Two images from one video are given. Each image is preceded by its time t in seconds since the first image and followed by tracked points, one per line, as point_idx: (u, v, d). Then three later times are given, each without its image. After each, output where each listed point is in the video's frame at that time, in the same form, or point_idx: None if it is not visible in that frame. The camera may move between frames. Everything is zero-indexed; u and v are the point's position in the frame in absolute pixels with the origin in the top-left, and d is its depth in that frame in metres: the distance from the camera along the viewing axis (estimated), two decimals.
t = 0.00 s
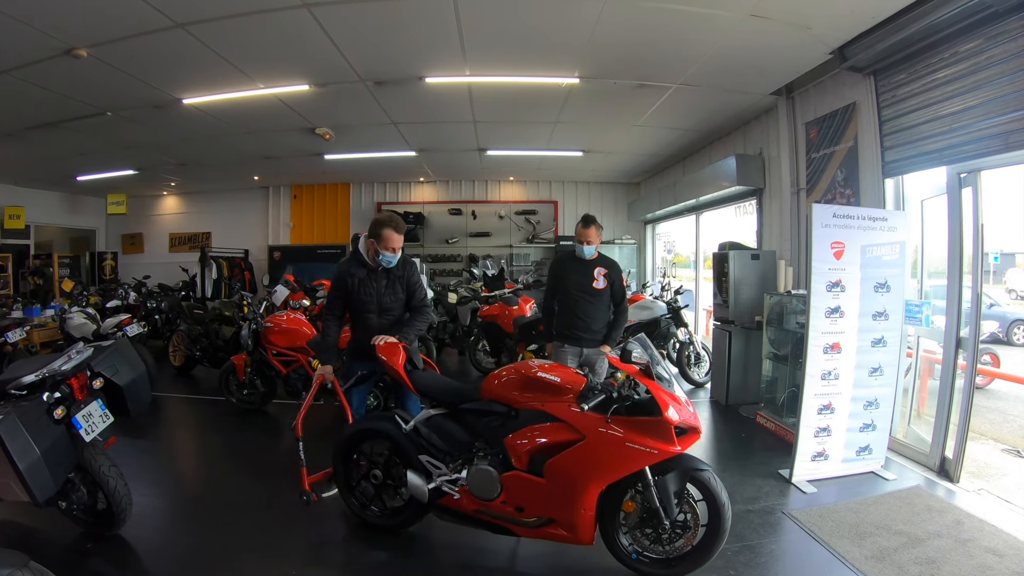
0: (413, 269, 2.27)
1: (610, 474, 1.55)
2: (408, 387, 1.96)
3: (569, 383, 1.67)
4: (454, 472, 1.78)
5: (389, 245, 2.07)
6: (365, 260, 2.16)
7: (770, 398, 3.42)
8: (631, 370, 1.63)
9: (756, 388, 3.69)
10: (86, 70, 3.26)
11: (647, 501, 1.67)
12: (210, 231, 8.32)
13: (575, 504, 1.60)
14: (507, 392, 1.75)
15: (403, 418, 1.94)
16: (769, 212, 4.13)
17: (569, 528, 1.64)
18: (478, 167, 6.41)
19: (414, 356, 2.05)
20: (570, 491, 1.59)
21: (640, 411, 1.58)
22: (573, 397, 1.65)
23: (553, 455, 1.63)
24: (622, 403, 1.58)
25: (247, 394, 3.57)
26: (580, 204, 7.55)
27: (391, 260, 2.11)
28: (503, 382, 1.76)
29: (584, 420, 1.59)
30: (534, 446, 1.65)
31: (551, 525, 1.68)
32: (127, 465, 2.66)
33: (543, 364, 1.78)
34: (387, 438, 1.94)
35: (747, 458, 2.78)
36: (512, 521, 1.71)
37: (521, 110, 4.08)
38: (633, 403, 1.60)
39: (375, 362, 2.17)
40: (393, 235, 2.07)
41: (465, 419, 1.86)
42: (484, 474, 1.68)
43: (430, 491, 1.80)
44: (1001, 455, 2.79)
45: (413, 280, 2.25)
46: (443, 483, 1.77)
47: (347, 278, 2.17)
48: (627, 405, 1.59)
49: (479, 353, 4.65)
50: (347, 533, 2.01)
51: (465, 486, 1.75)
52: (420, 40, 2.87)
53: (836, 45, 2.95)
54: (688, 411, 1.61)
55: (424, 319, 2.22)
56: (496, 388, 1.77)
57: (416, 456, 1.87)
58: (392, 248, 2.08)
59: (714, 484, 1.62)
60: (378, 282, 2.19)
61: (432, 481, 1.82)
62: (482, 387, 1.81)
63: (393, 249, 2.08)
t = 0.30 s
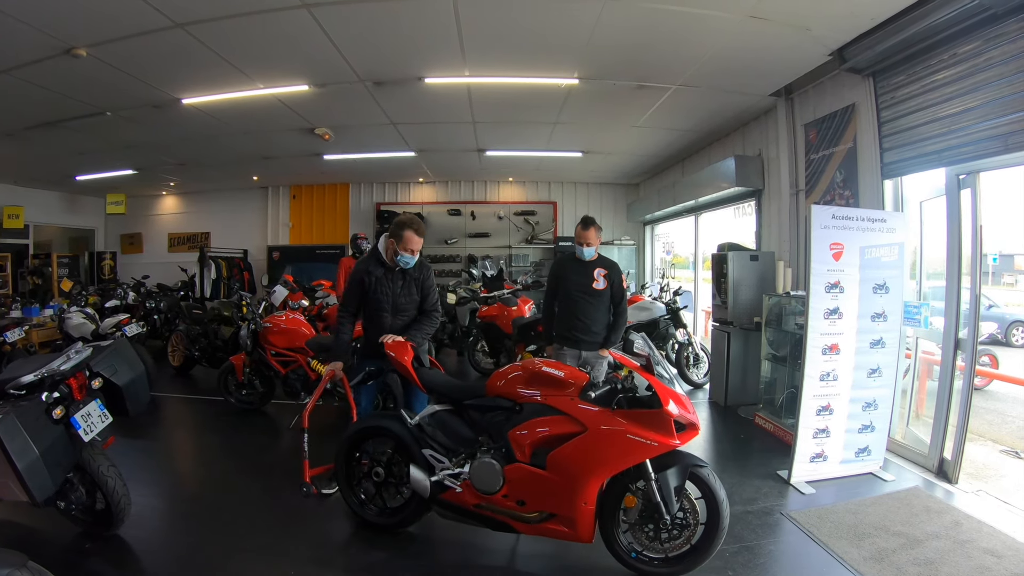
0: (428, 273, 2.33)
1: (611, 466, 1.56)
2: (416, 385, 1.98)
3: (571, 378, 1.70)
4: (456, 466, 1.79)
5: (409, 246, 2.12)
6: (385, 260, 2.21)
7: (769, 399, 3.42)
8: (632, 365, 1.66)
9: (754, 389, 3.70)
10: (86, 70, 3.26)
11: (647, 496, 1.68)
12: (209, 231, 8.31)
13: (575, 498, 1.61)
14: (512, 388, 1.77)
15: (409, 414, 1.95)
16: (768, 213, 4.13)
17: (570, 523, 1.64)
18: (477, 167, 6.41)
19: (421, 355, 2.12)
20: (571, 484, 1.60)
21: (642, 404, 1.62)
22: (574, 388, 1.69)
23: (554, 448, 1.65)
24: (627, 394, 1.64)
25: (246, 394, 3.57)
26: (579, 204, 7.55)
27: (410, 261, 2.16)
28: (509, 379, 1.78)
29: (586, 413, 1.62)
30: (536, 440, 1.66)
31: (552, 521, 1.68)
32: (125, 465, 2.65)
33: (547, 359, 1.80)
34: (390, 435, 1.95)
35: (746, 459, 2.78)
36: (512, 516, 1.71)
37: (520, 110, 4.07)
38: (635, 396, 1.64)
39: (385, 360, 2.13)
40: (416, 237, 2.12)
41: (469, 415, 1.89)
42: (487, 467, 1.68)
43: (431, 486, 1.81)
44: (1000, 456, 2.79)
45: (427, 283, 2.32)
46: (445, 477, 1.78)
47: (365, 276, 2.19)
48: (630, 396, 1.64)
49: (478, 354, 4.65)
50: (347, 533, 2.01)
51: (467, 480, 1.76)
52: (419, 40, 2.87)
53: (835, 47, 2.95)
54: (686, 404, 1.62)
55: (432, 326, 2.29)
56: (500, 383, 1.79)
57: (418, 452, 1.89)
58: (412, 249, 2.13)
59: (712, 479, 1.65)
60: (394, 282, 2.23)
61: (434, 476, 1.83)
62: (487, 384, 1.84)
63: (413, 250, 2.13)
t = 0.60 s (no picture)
0: (432, 270, 2.34)
1: (610, 463, 1.56)
2: (416, 383, 1.97)
3: (571, 375, 1.68)
4: (456, 464, 1.79)
5: (406, 248, 2.14)
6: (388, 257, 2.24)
7: (767, 400, 3.41)
8: (631, 363, 1.66)
9: (753, 391, 3.70)
10: (85, 69, 3.25)
11: (646, 495, 1.68)
12: (208, 231, 8.31)
13: (574, 495, 1.61)
14: (513, 386, 1.77)
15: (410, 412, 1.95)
16: (767, 215, 4.13)
17: (569, 521, 1.65)
18: (476, 168, 6.41)
19: (422, 354, 2.11)
20: (570, 482, 1.60)
21: (640, 400, 1.62)
22: (573, 386, 1.68)
23: (553, 445, 1.65)
24: (625, 390, 1.65)
25: (245, 394, 3.57)
26: (578, 205, 7.55)
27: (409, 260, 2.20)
28: (510, 377, 1.79)
29: (586, 410, 1.62)
30: (535, 437, 1.66)
31: (552, 519, 1.68)
32: (124, 465, 2.65)
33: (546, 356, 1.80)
34: (390, 434, 1.96)
35: (744, 460, 2.78)
36: (511, 514, 1.71)
37: (519, 111, 4.07)
38: (634, 393, 1.64)
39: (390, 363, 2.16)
40: (412, 239, 2.12)
41: (469, 414, 1.89)
42: (487, 464, 1.68)
43: (431, 484, 1.81)
44: (999, 457, 2.79)
45: (430, 280, 2.33)
46: (445, 475, 1.78)
47: (368, 274, 2.21)
48: (630, 392, 1.65)
49: (477, 354, 4.64)
50: (346, 533, 2.01)
51: (466, 478, 1.76)
52: (419, 41, 2.87)
53: (834, 49, 2.95)
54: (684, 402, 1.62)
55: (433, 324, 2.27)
56: (500, 383, 1.81)
57: (418, 451, 1.89)
58: (410, 249, 2.15)
59: (710, 479, 1.66)
60: (397, 279, 2.26)
61: (434, 474, 1.83)
62: (488, 381, 1.85)
63: (410, 251, 2.16)
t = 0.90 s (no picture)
0: (418, 264, 2.33)
1: (609, 463, 1.56)
2: (415, 381, 1.97)
3: (570, 375, 1.69)
4: (455, 463, 1.79)
5: (376, 249, 2.15)
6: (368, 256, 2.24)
7: (766, 402, 3.40)
8: (631, 363, 1.66)
9: (752, 392, 3.70)
10: (85, 69, 3.25)
11: (645, 495, 1.68)
12: (207, 231, 8.31)
13: (573, 495, 1.61)
14: (512, 386, 1.78)
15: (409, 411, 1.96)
16: (766, 216, 4.13)
17: (569, 521, 1.65)
18: (476, 168, 6.40)
19: (421, 354, 2.10)
20: (570, 481, 1.61)
21: (641, 400, 1.61)
22: (573, 386, 1.68)
23: (552, 445, 1.65)
24: (625, 390, 1.64)
25: (244, 394, 3.57)
26: (578, 205, 7.56)
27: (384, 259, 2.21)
28: (509, 377, 1.79)
29: (586, 409, 1.62)
30: (534, 437, 1.67)
31: (551, 519, 1.68)
32: (123, 465, 2.65)
33: (546, 357, 1.81)
34: (390, 434, 1.96)
35: (743, 461, 2.79)
36: (511, 514, 1.71)
37: (519, 111, 4.07)
38: (634, 393, 1.64)
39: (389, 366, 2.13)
40: (378, 239, 2.11)
41: (469, 413, 1.90)
42: (486, 464, 1.69)
43: (430, 484, 1.81)
44: (997, 458, 2.80)
45: (418, 275, 2.33)
46: (444, 474, 1.78)
47: (355, 276, 2.23)
48: (629, 392, 1.64)
49: (476, 355, 4.64)
50: (345, 533, 2.01)
51: (466, 478, 1.76)
52: (420, 41, 2.87)
53: (834, 50, 2.96)
54: (684, 402, 1.62)
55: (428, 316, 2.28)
56: (500, 383, 1.81)
57: (418, 450, 1.89)
58: (381, 249, 2.16)
59: (710, 480, 1.66)
60: (383, 277, 2.25)
61: (433, 473, 1.83)
62: (488, 382, 1.85)
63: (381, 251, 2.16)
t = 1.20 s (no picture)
0: (409, 262, 2.36)
1: (609, 463, 1.56)
2: (415, 381, 1.98)
3: (570, 375, 1.69)
4: (455, 463, 1.79)
5: (365, 248, 2.16)
6: (359, 257, 2.24)
7: (766, 402, 3.41)
8: (631, 364, 1.67)
9: (752, 392, 3.70)
10: (86, 69, 3.26)
11: (645, 496, 1.69)
12: (207, 231, 8.31)
13: (573, 495, 1.61)
14: (512, 386, 1.78)
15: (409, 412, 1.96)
16: (766, 216, 4.13)
17: (568, 522, 1.65)
18: (476, 168, 6.40)
19: (421, 354, 2.10)
20: (570, 481, 1.61)
21: (641, 400, 1.61)
22: (573, 386, 1.68)
23: (552, 445, 1.65)
24: (624, 390, 1.63)
25: (244, 394, 3.56)
26: (578, 206, 7.55)
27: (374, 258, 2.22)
28: (509, 377, 1.79)
29: (586, 410, 1.62)
30: (534, 437, 1.67)
31: (551, 519, 1.68)
32: (123, 464, 2.65)
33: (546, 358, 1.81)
34: (390, 435, 1.96)
35: (743, 462, 2.78)
36: (511, 514, 1.71)
37: (519, 112, 4.07)
38: (634, 393, 1.63)
39: (386, 365, 2.10)
40: (366, 238, 2.12)
41: (469, 414, 1.90)
42: (486, 464, 1.69)
43: (430, 484, 1.81)
44: (997, 459, 2.80)
45: (411, 272, 2.36)
46: (444, 474, 1.78)
47: (348, 277, 2.23)
48: (628, 392, 1.64)
49: (476, 355, 4.63)
50: (344, 533, 2.01)
51: (466, 478, 1.76)
52: (420, 41, 2.87)
53: (834, 51, 2.96)
54: (684, 403, 1.62)
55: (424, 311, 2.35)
56: (500, 384, 1.81)
57: (418, 451, 1.89)
58: (370, 248, 2.17)
59: (710, 480, 1.66)
60: (376, 276, 2.26)
61: (433, 473, 1.83)
62: (488, 382, 1.85)
63: (370, 250, 2.17)
